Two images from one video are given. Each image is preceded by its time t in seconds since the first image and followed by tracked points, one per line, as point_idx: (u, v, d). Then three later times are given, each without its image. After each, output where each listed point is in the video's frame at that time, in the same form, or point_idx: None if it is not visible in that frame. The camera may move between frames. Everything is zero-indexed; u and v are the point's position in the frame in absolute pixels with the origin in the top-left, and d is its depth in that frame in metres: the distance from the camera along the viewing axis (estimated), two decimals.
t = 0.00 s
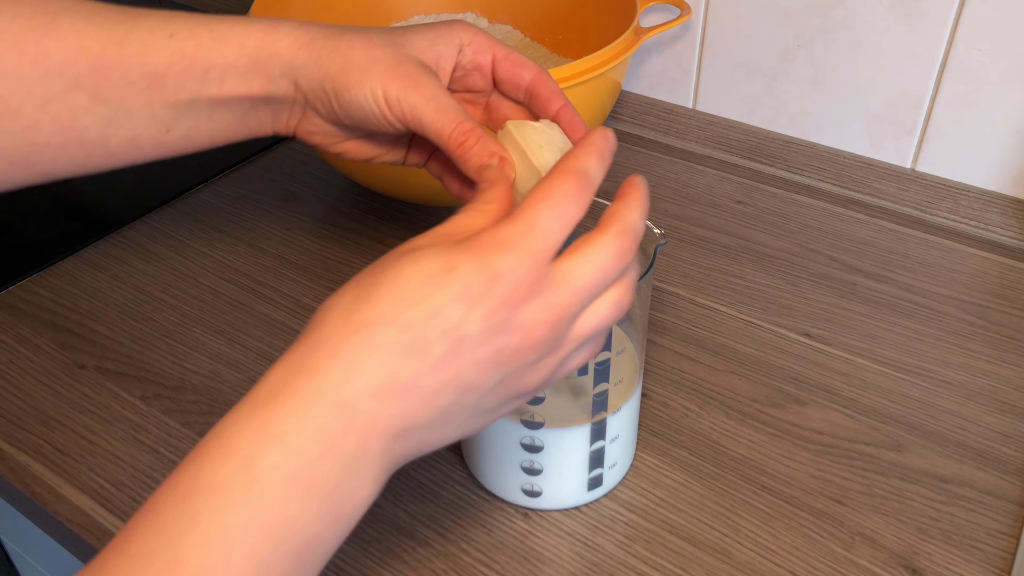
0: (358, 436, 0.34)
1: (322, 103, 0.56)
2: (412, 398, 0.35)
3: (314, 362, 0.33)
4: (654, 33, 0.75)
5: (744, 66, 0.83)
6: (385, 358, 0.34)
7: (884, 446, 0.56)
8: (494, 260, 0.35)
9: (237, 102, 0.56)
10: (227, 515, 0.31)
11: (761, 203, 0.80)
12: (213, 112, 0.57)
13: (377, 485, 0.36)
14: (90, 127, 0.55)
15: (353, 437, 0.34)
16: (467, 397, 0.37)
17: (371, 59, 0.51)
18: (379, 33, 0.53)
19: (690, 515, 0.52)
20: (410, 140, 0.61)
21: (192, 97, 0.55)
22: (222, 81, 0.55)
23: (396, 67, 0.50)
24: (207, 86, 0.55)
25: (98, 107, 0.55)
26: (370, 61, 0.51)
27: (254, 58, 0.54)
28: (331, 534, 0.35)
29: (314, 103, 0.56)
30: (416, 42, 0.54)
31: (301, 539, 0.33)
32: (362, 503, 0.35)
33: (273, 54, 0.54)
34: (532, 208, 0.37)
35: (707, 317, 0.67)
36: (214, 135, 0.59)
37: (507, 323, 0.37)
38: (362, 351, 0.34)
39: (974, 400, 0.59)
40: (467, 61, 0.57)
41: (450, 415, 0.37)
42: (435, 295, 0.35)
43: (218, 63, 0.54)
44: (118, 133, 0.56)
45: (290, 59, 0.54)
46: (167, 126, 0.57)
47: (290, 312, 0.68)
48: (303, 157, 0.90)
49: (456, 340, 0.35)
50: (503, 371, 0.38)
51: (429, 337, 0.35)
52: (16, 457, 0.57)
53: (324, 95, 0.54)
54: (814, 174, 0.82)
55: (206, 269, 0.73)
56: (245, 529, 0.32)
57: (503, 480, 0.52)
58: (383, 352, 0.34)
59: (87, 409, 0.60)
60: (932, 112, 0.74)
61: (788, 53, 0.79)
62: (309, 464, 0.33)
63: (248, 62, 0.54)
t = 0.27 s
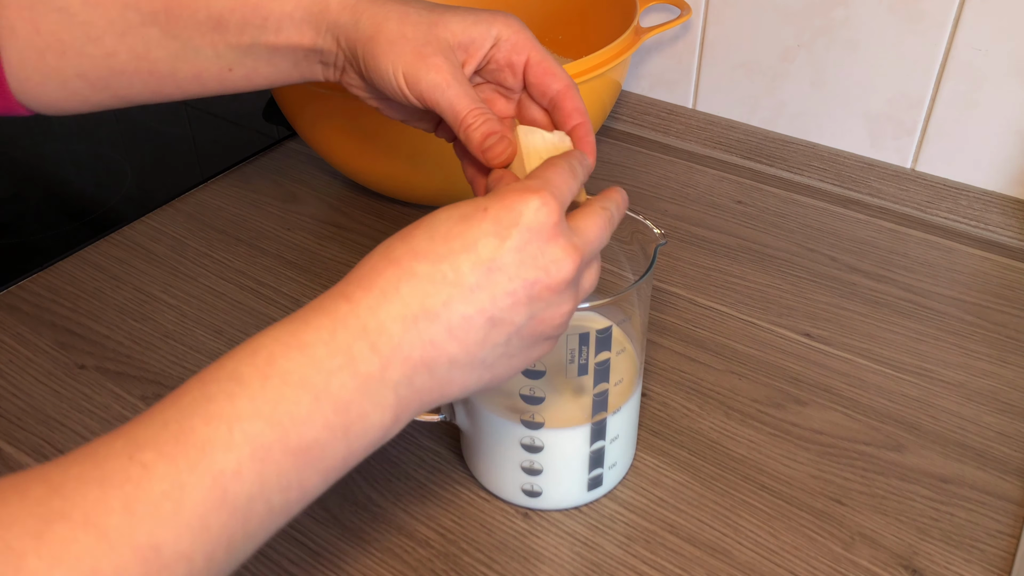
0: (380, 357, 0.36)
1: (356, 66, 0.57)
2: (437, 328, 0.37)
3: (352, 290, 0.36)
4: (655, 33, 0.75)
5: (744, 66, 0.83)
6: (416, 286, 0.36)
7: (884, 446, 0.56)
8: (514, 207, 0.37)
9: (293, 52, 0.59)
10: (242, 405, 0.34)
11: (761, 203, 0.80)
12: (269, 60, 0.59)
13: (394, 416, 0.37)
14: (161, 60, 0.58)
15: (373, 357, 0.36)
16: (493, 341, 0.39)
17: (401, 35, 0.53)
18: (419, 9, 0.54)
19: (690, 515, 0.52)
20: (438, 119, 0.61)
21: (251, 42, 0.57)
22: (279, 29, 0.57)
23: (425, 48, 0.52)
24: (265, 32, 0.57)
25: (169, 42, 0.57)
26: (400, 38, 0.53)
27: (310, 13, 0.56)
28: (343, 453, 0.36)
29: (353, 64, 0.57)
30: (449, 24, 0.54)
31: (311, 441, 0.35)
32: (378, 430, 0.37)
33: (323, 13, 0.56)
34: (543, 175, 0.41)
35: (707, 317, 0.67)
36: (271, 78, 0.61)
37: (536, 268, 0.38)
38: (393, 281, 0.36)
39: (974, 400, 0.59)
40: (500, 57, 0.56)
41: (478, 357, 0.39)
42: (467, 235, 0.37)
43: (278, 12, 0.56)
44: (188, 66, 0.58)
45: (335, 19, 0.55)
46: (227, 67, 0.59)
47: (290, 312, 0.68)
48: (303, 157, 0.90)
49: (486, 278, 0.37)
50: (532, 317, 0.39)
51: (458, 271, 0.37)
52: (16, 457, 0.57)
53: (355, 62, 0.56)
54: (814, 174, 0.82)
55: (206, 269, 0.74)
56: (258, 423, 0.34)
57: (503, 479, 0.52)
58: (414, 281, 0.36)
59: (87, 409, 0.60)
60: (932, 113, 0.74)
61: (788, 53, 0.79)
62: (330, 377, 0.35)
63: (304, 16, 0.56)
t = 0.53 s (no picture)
0: (371, 323, 0.38)
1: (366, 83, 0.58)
2: (432, 305, 0.38)
3: (356, 251, 0.38)
4: (655, 33, 0.75)
5: (744, 66, 0.83)
6: (421, 260, 0.38)
7: (884, 446, 0.56)
8: (532, 204, 0.39)
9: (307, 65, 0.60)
10: (226, 349, 0.35)
11: (760, 203, 0.80)
12: (284, 72, 0.60)
13: (372, 381, 0.39)
14: (179, 68, 0.59)
15: (364, 322, 0.37)
16: (483, 326, 0.40)
17: (411, 57, 0.53)
18: (428, 27, 0.55)
19: (690, 515, 0.52)
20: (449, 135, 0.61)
21: (265, 53, 0.58)
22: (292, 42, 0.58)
23: (432, 69, 0.53)
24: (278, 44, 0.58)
25: (187, 52, 0.58)
26: (410, 59, 0.53)
27: (321, 26, 0.57)
28: (317, 409, 0.38)
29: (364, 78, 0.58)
30: (459, 44, 0.54)
31: (289, 394, 0.37)
32: (354, 393, 0.39)
33: (335, 27, 0.57)
34: (551, 179, 0.42)
35: (707, 317, 0.67)
36: (285, 89, 0.62)
37: (540, 269, 0.40)
38: (399, 250, 0.38)
39: (974, 401, 0.59)
40: (506, 79, 0.56)
41: (464, 338, 0.41)
42: (483, 222, 0.39)
43: (290, 25, 0.57)
44: (205, 75, 0.59)
45: (347, 35, 0.56)
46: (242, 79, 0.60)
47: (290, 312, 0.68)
48: (303, 157, 0.90)
49: (492, 268, 0.39)
50: (526, 314, 0.41)
51: (468, 254, 0.38)
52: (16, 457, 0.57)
53: (367, 77, 0.57)
54: (814, 174, 0.82)
55: (206, 269, 0.74)
56: (238, 369, 0.35)
57: (503, 480, 0.52)
58: (421, 254, 0.38)
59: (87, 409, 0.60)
60: (932, 112, 0.74)
61: (788, 53, 0.79)
62: (318, 334, 0.37)
63: (316, 29, 0.57)
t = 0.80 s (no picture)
0: (365, 306, 0.38)
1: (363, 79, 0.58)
2: (427, 294, 0.39)
3: (356, 233, 0.38)
4: (655, 33, 0.75)
5: (744, 66, 0.83)
6: (421, 249, 0.38)
7: (885, 446, 0.56)
8: (537, 204, 0.39)
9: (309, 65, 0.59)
10: (217, 320, 0.36)
11: (760, 203, 0.80)
12: (286, 75, 0.60)
13: (359, 363, 0.40)
14: (183, 70, 0.59)
15: (357, 304, 0.38)
16: (476, 318, 0.41)
17: (408, 49, 0.53)
18: (428, 27, 0.55)
19: (690, 515, 0.52)
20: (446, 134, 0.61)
21: (268, 54, 0.58)
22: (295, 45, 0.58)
23: (428, 62, 0.53)
24: (281, 46, 0.58)
25: (191, 55, 0.58)
26: (408, 52, 0.53)
27: (324, 28, 0.57)
28: (303, 386, 0.38)
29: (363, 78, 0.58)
30: (457, 41, 0.54)
31: (275, 370, 0.37)
32: (341, 373, 0.39)
33: (337, 26, 0.57)
34: (555, 179, 0.42)
35: (707, 317, 0.67)
36: (287, 93, 0.62)
37: (537, 269, 0.40)
38: (399, 236, 0.38)
39: (974, 401, 0.59)
40: (503, 76, 0.56)
41: (454, 328, 0.41)
42: (487, 216, 0.39)
43: (294, 27, 0.57)
44: (209, 78, 0.59)
45: (348, 32, 0.56)
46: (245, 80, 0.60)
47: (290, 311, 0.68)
48: (304, 157, 0.90)
49: (491, 263, 0.39)
50: (519, 310, 0.41)
51: (468, 247, 0.39)
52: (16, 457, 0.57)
53: (366, 75, 0.57)
54: (814, 174, 0.82)
55: (206, 269, 0.73)
56: (226, 341, 0.36)
57: (503, 480, 0.52)
58: (421, 243, 0.38)
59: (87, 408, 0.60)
60: (932, 112, 0.74)
61: (789, 53, 0.79)
62: (310, 313, 0.37)
63: (318, 31, 0.57)
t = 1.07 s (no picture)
0: (358, 300, 0.38)
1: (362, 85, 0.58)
2: (419, 291, 0.39)
3: (352, 229, 0.38)
4: (655, 34, 0.75)
5: (744, 66, 0.83)
6: (413, 247, 0.38)
7: (885, 446, 0.56)
8: (529, 206, 0.39)
9: (304, 73, 0.60)
10: (215, 308, 0.36)
11: (761, 203, 0.80)
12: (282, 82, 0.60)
13: (354, 355, 0.40)
14: (181, 72, 0.59)
15: (351, 297, 0.38)
16: (467, 317, 0.41)
17: (407, 57, 0.54)
18: (426, 33, 0.55)
19: (690, 515, 0.52)
20: (444, 139, 0.61)
21: (264, 62, 0.58)
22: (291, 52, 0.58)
23: (427, 69, 0.53)
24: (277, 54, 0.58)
25: (191, 61, 0.58)
26: (407, 60, 0.54)
27: (321, 34, 0.57)
28: (298, 375, 0.39)
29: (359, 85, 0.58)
30: (454, 48, 0.54)
31: (270, 358, 0.37)
32: (335, 364, 0.40)
33: (334, 33, 0.57)
34: (557, 184, 0.42)
35: (707, 317, 0.67)
36: (284, 98, 0.62)
37: (528, 272, 0.40)
38: (393, 233, 0.38)
39: (974, 401, 0.59)
40: (501, 83, 0.56)
41: (447, 325, 0.41)
42: (479, 217, 0.39)
43: (291, 34, 0.57)
44: (207, 83, 0.59)
45: (345, 39, 0.56)
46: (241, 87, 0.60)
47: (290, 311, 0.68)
48: (304, 157, 0.90)
49: (481, 264, 0.39)
50: (509, 311, 0.42)
51: (460, 246, 0.39)
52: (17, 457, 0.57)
53: (364, 82, 0.57)
54: (814, 174, 0.82)
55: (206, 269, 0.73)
56: (224, 328, 0.36)
57: (503, 479, 0.52)
58: (413, 241, 0.38)
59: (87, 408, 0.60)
60: (932, 112, 0.74)
61: (789, 53, 0.79)
62: (306, 303, 0.38)
63: (316, 37, 0.57)
